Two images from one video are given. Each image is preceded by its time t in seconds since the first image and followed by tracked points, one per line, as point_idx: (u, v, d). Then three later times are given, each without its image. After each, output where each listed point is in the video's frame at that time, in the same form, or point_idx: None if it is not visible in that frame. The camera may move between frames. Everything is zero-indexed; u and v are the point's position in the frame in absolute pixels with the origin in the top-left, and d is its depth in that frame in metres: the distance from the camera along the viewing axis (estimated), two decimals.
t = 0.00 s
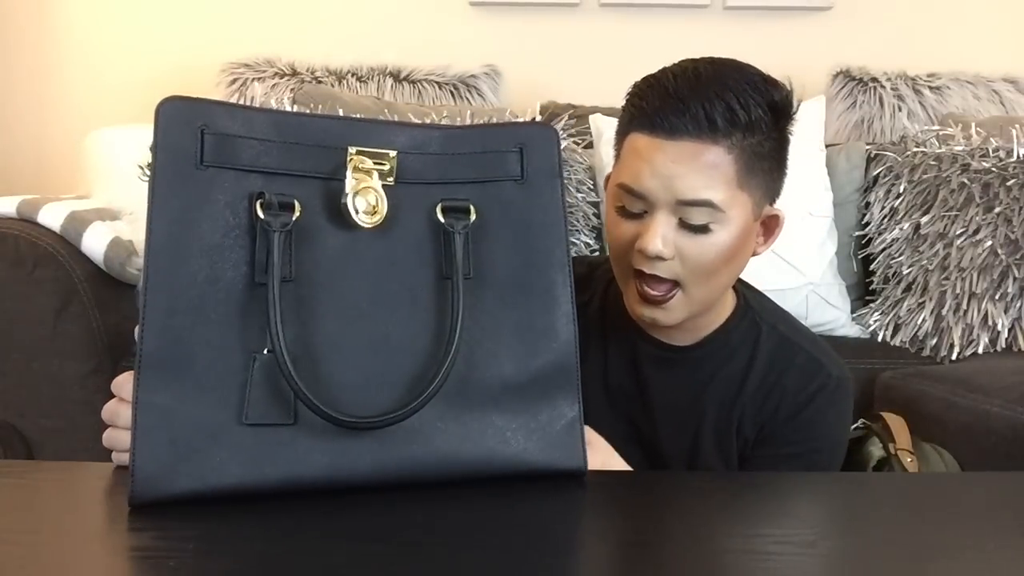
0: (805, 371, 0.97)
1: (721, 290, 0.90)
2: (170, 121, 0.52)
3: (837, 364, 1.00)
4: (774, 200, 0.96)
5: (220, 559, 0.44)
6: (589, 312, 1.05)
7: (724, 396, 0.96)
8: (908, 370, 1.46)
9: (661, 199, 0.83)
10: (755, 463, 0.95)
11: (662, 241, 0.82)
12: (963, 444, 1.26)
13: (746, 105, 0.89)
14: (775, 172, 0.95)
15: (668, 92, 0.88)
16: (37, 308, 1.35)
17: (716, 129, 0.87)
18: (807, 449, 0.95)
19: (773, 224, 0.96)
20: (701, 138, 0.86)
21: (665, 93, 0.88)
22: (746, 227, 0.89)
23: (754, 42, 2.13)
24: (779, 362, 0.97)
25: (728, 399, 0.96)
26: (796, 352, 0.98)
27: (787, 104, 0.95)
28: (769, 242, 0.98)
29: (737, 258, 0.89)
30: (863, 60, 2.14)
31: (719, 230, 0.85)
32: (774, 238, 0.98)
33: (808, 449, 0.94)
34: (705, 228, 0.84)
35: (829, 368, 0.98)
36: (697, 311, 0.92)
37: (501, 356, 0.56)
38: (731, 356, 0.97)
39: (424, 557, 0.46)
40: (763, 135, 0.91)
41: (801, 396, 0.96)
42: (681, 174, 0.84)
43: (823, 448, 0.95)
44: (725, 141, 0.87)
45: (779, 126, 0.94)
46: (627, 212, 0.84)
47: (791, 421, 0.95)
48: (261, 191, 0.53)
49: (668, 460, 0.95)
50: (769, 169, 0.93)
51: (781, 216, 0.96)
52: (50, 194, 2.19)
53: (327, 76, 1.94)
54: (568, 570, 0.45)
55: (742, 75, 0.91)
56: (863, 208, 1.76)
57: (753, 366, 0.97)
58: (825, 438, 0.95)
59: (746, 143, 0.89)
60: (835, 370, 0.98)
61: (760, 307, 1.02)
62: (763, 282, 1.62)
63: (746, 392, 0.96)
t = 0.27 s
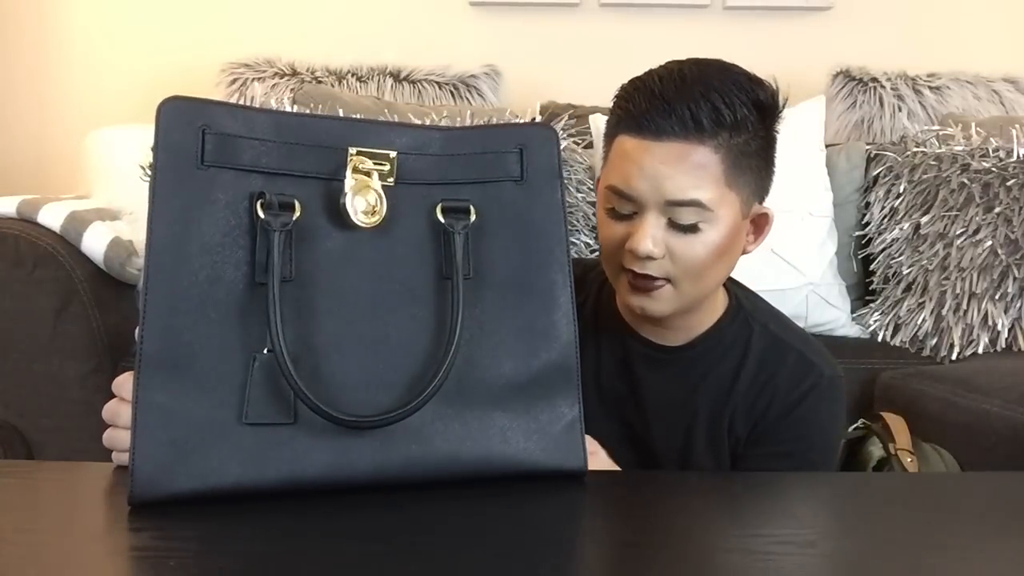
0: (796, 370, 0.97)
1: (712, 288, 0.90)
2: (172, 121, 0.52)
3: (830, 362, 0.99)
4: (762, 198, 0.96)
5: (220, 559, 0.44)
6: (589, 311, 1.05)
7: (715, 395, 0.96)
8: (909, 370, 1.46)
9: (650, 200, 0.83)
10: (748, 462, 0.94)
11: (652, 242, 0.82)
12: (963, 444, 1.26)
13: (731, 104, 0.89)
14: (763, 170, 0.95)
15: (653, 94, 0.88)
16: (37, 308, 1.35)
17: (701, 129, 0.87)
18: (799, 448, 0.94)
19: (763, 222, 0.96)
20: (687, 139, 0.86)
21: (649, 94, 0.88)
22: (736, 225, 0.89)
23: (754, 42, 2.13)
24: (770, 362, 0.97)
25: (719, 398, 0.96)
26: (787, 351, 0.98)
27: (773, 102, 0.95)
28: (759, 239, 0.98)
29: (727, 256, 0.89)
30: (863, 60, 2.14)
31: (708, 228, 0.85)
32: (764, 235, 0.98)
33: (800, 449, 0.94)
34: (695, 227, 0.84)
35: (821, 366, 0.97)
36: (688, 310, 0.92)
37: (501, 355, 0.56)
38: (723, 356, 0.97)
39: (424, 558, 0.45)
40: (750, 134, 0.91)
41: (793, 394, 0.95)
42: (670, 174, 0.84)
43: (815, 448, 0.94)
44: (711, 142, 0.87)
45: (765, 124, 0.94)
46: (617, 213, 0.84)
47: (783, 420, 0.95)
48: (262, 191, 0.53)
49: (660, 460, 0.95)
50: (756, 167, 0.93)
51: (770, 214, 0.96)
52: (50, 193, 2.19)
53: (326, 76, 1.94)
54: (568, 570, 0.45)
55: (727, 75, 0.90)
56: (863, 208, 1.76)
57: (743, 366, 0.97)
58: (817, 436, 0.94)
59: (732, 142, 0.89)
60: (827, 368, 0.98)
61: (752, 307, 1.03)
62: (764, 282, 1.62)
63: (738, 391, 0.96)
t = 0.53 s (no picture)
0: (795, 372, 0.96)
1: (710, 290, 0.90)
2: (171, 122, 0.52)
3: (829, 365, 0.99)
4: (760, 200, 0.96)
5: (219, 559, 0.44)
6: (588, 310, 1.05)
7: (714, 398, 0.96)
8: (908, 370, 1.46)
9: (646, 203, 0.83)
10: (748, 464, 0.95)
11: (648, 246, 0.82)
12: (963, 444, 1.26)
13: (727, 107, 0.89)
14: (761, 172, 0.95)
15: (650, 96, 0.89)
16: (37, 308, 1.35)
17: (698, 132, 0.87)
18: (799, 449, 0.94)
19: (761, 224, 0.96)
20: (684, 142, 0.86)
21: (645, 98, 0.89)
22: (733, 228, 0.89)
23: (754, 42, 2.13)
24: (769, 364, 0.97)
25: (718, 400, 0.96)
26: (786, 353, 0.98)
27: (770, 104, 0.95)
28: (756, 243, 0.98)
29: (725, 259, 0.89)
30: (863, 60, 2.14)
31: (707, 231, 0.85)
32: (762, 237, 0.98)
33: (800, 450, 0.94)
34: (692, 230, 0.84)
35: (820, 369, 0.97)
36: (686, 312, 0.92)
37: (500, 355, 0.56)
38: (721, 358, 0.97)
39: (423, 558, 0.45)
40: (747, 136, 0.91)
41: (792, 397, 0.95)
42: (666, 178, 0.84)
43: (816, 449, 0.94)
44: (707, 144, 0.87)
45: (763, 126, 0.94)
46: (613, 217, 0.84)
47: (782, 423, 0.95)
48: (262, 192, 0.53)
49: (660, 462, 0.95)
50: (754, 169, 0.93)
51: (768, 216, 0.96)
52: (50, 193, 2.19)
53: (326, 76, 1.94)
54: (567, 570, 0.45)
55: (723, 77, 0.91)
56: (863, 208, 1.76)
57: (742, 369, 0.97)
58: (817, 439, 0.94)
59: (729, 144, 0.89)
60: (826, 370, 0.98)
61: (750, 309, 1.03)
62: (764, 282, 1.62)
63: (737, 393, 0.96)
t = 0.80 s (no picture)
0: (790, 372, 0.97)
1: (708, 291, 0.90)
2: (175, 121, 0.52)
3: (823, 365, 0.99)
4: (761, 204, 0.96)
5: (218, 560, 0.44)
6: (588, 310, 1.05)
7: (708, 398, 0.96)
8: (909, 370, 1.46)
9: (654, 200, 0.82)
10: (742, 464, 0.94)
11: (654, 243, 0.82)
12: (963, 444, 1.26)
13: (739, 109, 0.90)
14: (764, 177, 0.95)
15: (663, 92, 0.89)
16: (37, 308, 1.35)
17: (713, 132, 0.87)
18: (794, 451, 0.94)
19: (761, 228, 0.96)
20: (694, 140, 0.86)
21: (661, 93, 0.89)
22: (736, 230, 0.89)
23: (754, 43, 2.13)
24: (763, 364, 0.98)
25: (712, 401, 0.96)
26: (780, 353, 0.98)
27: (776, 111, 0.95)
28: (755, 247, 0.98)
29: (726, 260, 0.89)
30: (863, 59, 2.14)
31: (710, 232, 0.85)
32: (760, 240, 0.98)
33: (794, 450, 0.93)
34: (695, 230, 0.84)
35: (814, 369, 0.98)
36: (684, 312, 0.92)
37: (502, 354, 0.56)
38: (715, 358, 0.98)
39: (424, 558, 0.45)
40: (755, 141, 0.92)
41: (786, 397, 0.95)
42: (674, 176, 0.83)
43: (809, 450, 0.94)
44: (719, 144, 0.87)
45: (769, 132, 0.95)
46: (619, 212, 0.83)
47: (776, 423, 0.95)
48: (265, 191, 0.53)
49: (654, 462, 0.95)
50: (759, 174, 0.93)
51: (768, 221, 0.96)
52: (50, 194, 2.19)
53: (326, 76, 1.94)
54: (567, 570, 0.45)
55: (736, 79, 0.91)
56: (863, 208, 1.76)
57: (736, 368, 0.97)
58: (810, 439, 0.94)
59: (739, 147, 0.90)
60: (820, 370, 0.98)
61: (744, 308, 1.03)
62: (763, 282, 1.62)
63: (730, 393, 0.96)
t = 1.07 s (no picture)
0: (800, 377, 0.96)
1: (721, 289, 0.90)
2: (197, 120, 0.54)
3: (833, 372, 0.99)
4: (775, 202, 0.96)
5: (215, 560, 0.44)
6: (588, 309, 1.05)
7: (719, 399, 0.96)
8: (909, 370, 1.46)
9: (665, 197, 0.82)
10: (751, 467, 0.94)
11: (664, 239, 0.81)
12: (964, 444, 1.26)
13: (750, 107, 0.90)
14: (777, 176, 0.95)
15: (675, 90, 0.89)
16: (37, 308, 1.35)
17: (723, 129, 0.87)
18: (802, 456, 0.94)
19: (773, 226, 0.96)
20: (707, 137, 0.86)
21: (673, 91, 0.89)
22: (748, 228, 0.89)
23: (753, 43, 2.13)
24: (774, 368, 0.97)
25: (723, 402, 0.96)
26: (792, 358, 0.98)
27: (789, 109, 0.95)
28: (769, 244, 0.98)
29: (739, 258, 0.89)
30: (863, 59, 2.15)
31: (722, 230, 0.85)
32: (774, 239, 0.98)
33: (804, 455, 0.94)
34: (707, 227, 0.84)
35: (824, 375, 0.97)
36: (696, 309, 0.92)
37: (506, 349, 0.58)
38: (727, 359, 0.97)
39: (424, 558, 0.45)
40: (767, 139, 0.92)
41: (796, 402, 0.95)
42: (686, 173, 0.83)
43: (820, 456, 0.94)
44: (731, 141, 0.87)
45: (782, 131, 0.95)
46: (629, 209, 0.84)
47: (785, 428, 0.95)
48: (281, 190, 0.55)
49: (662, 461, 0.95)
50: (772, 173, 0.93)
51: (782, 218, 0.96)
52: (50, 193, 2.19)
53: (327, 76, 1.94)
54: (567, 570, 0.45)
55: (748, 77, 0.91)
56: (863, 208, 1.76)
57: (747, 371, 0.97)
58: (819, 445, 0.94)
59: (752, 145, 0.89)
60: (830, 376, 0.98)
61: (755, 311, 1.03)
62: (764, 282, 1.62)
63: (742, 395, 0.96)
